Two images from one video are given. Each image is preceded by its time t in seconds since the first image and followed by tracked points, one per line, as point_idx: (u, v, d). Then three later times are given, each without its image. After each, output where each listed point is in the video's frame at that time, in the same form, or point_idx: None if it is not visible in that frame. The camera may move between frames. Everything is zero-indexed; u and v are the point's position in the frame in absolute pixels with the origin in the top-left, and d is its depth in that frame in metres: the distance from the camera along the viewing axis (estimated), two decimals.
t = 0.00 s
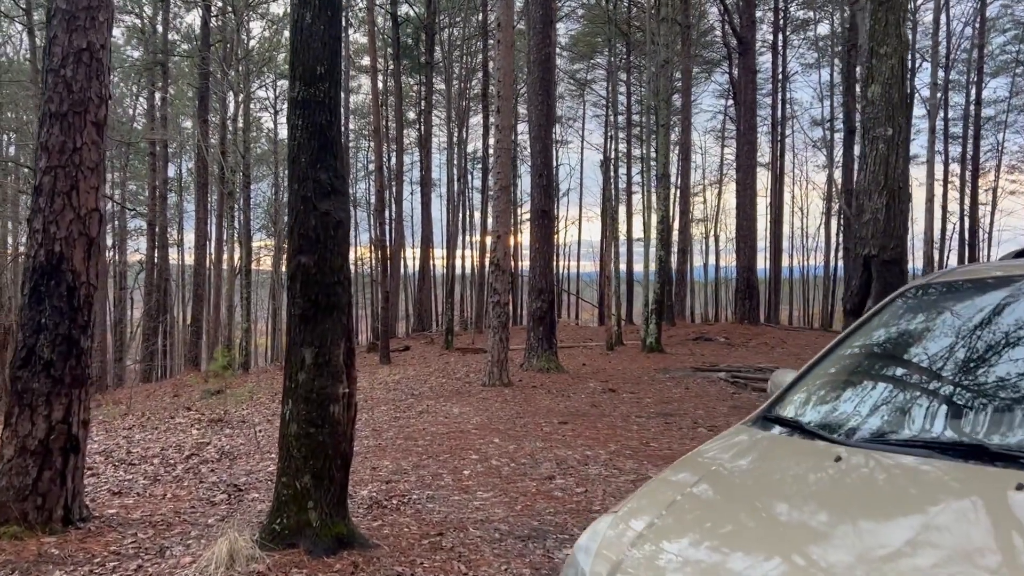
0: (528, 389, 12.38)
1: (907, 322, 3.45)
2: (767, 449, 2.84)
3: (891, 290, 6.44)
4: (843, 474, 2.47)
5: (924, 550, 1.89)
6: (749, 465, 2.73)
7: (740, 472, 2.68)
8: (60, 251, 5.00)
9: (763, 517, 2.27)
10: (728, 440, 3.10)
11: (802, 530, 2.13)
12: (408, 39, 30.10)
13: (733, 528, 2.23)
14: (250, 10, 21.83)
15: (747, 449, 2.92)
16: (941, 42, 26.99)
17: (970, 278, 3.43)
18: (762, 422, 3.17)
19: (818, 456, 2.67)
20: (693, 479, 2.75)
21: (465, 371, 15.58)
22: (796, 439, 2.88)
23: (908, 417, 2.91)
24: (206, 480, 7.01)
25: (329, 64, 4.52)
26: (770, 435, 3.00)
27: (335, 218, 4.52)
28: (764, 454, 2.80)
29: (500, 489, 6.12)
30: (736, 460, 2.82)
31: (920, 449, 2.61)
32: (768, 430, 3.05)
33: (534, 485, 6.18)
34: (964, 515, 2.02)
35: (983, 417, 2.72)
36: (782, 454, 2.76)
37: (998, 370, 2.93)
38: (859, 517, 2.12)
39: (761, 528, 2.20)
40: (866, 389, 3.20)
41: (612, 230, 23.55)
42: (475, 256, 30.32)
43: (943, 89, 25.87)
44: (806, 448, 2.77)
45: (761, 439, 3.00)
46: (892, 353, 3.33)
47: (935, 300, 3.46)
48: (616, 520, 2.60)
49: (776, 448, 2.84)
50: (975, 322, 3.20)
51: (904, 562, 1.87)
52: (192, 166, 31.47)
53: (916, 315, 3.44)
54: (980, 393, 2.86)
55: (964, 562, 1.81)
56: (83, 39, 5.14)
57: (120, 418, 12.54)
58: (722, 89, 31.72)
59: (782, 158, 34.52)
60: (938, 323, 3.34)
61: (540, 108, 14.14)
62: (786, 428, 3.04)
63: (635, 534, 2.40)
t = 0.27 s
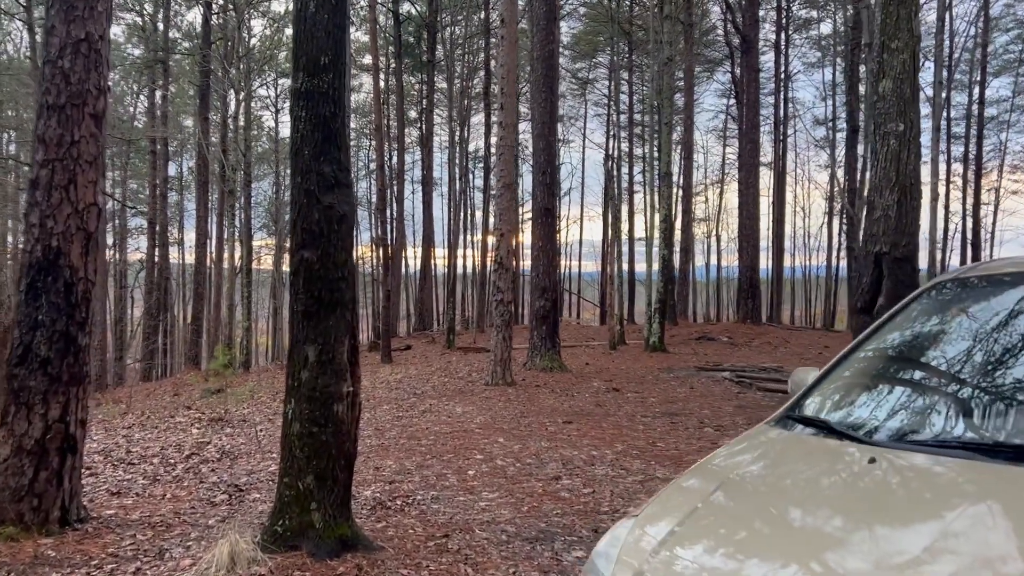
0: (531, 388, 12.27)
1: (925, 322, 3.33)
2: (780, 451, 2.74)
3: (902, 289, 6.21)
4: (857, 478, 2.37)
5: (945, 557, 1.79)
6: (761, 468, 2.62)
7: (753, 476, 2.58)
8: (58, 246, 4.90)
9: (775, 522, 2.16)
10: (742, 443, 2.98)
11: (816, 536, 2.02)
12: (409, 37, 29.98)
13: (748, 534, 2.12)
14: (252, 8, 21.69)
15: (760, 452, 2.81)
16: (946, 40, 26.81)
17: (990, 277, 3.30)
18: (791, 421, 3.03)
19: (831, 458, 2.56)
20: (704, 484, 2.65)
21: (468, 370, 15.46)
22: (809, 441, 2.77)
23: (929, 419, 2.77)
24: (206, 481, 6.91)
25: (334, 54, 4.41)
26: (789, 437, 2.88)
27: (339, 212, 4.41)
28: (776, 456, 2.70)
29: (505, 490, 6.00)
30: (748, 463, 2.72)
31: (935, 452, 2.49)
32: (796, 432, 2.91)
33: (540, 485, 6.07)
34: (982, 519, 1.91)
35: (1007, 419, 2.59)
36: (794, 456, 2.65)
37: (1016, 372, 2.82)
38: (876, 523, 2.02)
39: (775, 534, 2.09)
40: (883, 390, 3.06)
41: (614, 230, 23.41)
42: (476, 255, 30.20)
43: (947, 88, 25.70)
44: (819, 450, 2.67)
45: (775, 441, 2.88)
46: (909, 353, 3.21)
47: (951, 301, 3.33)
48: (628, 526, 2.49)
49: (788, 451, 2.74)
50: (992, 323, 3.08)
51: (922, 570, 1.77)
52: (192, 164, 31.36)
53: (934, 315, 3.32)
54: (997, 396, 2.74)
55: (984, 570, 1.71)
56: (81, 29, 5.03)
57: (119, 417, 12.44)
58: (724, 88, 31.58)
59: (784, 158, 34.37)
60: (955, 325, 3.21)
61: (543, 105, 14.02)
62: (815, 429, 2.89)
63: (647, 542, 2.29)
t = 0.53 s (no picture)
0: (532, 389, 12.17)
1: (940, 321, 3.19)
2: (788, 458, 2.62)
3: (912, 289, 6.06)
4: (868, 486, 2.26)
5: None
6: (769, 475, 2.51)
7: (760, 483, 2.47)
8: (52, 243, 4.78)
9: (788, 533, 2.06)
10: (754, 451, 2.84)
11: (828, 549, 1.92)
12: (410, 36, 29.83)
13: (760, 547, 2.02)
14: (251, 6, 21.53)
15: (767, 459, 2.70)
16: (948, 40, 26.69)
17: (1004, 274, 3.18)
18: (817, 426, 2.87)
19: (840, 465, 2.46)
20: (710, 493, 2.53)
21: (468, 371, 15.34)
22: (817, 447, 2.66)
23: (951, 425, 2.66)
24: (204, 483, 6.80)
25: (335, 47, 4.29)
26: (800, 442, 2.76)
27: (340, 209, 4.30)
28: (783, 463, 2.59)
29: (509, 493, 5.90)
30: (757, 470, 2.60)
31: (948, 459, 2.40)
32: (820, 438, 2.75)
33: (544, 489, 5.96)
34: (998, 532, 1.82)
35: None
36: (803, 463, 2.54)
37: None
38: (890, 534, 1.92)
39: (789, 546, 1.99)
40: (901, 394, 2.93)
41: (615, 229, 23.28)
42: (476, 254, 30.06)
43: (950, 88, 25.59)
44: (828, 456, 2.56)
45: (784, 447, 2.76)
46: (927, 355, 3.07)
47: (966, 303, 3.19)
48: (639, 543, 2.37)
49: (795, 457, 2.63)
50: (1012, 329, 2.96)
51: None
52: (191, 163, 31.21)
53: (949, 314, 3.18)
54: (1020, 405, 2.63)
55: None
56: (76, 21, 4.92)
57: (116, 417, 12.32)
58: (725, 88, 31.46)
59: (785, 157, 34.24)
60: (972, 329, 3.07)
61: (546, 102, 13.90)
62: (841, 436, 2.73)
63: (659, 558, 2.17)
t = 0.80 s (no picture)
0: (535, 390, 12.06)
1: (959, 321, 3.07)
2: (803, 467, 2.52)
3: (924, 290, 5.90)
4: (883, 496, 2.17)
5: None
6: (782, 485, 2.42)
7: (773, 493, 2.37)
8: (50, 242, 4.69)
9: (804, 546, 1.96)
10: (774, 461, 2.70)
11: (846, 564, 1.82)
12: (411, 35, 29.71)
13: (776, 560, 1.92)
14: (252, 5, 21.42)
15: (781, 468, 2.60)
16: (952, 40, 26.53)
17: None
18: (843, 433, 2.74)
19: (855, 475, 2.37)
20: (725, 504, 2.42)
21: (470, 371, 15.23)
22: (831, 455, 2.57)
23: (979, 434, 2.54)
24: (204, 486, 6.71)
25: (340, 42, 4.20)
26: (817, 450, 2.66)
27: (344, 208, 4.20)
28: (797, 473, 2.49)
29: (514, 498, 5.79)
30: (773, 480, 2.49)
31: (966, 468, 2.31)
32: (844, 446, 2.63)
33: (550, 493, 5.85)
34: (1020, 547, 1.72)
35: None
36: (817, 472, 2.45)
37: None
38: (909, 548, 1.82)
39: (806, 560, 1.89)
40: (925, 400, 2.81)
41: (618, 229, 23.14)
42: (477, 254, 29.95)
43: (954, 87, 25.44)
44: (843, 465, 2.47)
45: (801, 456, 2.66)
46: (948, 357, 2.95)
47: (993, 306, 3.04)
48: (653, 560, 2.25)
49: (809, 466, 2.53)
50: None
51: None
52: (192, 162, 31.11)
53: (972, 315, 3.05)
54: None
55: None
56: (75, 16, 4.82)
57: (115, 418, 12.21)
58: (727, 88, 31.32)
59: (788, 158, 34.07)
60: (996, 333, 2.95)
61: (549, 101, 13.77)
62: (867, 443, 2.61)
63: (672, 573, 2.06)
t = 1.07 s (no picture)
0: (537, 392, 11.93)
1: (986, 324, 2.95)
2: (819, 473, 2.43)
3: (935, 291, 5.76)
4: (900, 506, 2.05)
5: None
6: (795, 493, 2.32)
7: (788, 502, 2.27)
8: (44, 240, 4.58)
9: (815, 557, 1.85)
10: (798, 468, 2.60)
11: None
12: (411, 35, 29.60)
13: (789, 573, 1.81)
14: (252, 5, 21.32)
15: (798, 477, 2.51)
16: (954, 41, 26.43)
17: None
18: (868, 438, 2.64)
19: (870, 482, 2.26)
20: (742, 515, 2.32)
21: (471, 373, 15.10)
22: (850, 461, 2.47)
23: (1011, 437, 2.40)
24: (202, 489, 6.60)
25: (340, 34, 4.09)
26: (838, 457, 2.55)
27: (346, 205, 4.09)
28: (811, 480, 2.39)
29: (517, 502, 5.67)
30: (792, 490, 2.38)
31: (985, 475, 2.20)
32: (867, 453, 2.53)
33: (553, 498, 5.73)
34: None
35: None
36: (832, 479, 2.35)
37: None
38: (924, 560, 1.71)
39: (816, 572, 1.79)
40: (956, 404, 2.68)
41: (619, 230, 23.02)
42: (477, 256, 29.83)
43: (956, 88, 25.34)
44: (859, 472, 2.37)
45: (821, 462, 2.57)
46: (980, 360, 2.82)
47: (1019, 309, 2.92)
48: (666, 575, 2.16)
49: (825, 473, 2.44)
50: None
51: None
52: (192, 162, 31.00)
53: (999, 318, 2.92)
54: None
55: None
56: (70, 9, 4.71)
57: (112, 419, 12.09)
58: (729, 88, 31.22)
59: (789, 159, 33.95)
60: None
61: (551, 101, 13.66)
62: (893, 450, 2.50)
63: None
